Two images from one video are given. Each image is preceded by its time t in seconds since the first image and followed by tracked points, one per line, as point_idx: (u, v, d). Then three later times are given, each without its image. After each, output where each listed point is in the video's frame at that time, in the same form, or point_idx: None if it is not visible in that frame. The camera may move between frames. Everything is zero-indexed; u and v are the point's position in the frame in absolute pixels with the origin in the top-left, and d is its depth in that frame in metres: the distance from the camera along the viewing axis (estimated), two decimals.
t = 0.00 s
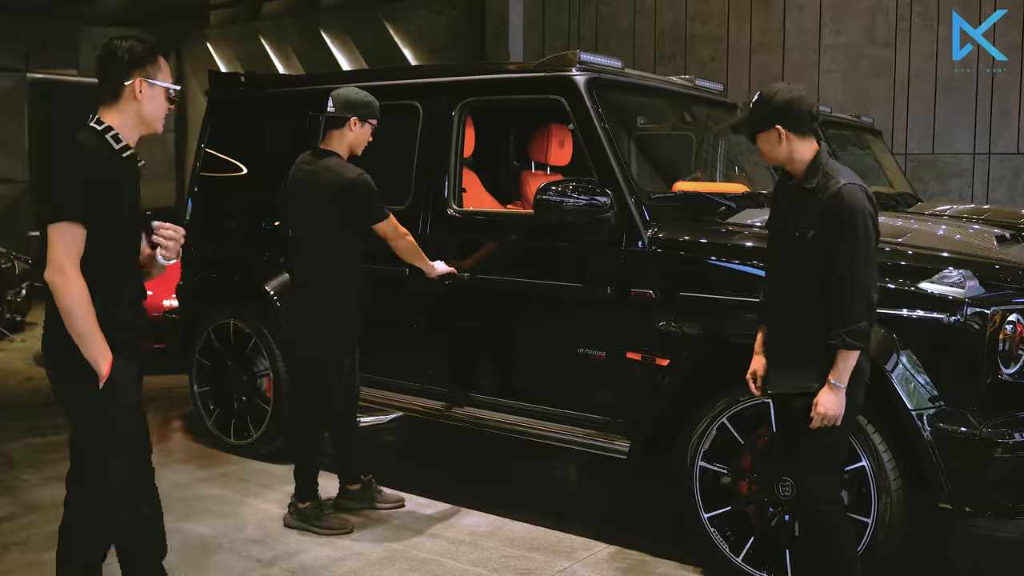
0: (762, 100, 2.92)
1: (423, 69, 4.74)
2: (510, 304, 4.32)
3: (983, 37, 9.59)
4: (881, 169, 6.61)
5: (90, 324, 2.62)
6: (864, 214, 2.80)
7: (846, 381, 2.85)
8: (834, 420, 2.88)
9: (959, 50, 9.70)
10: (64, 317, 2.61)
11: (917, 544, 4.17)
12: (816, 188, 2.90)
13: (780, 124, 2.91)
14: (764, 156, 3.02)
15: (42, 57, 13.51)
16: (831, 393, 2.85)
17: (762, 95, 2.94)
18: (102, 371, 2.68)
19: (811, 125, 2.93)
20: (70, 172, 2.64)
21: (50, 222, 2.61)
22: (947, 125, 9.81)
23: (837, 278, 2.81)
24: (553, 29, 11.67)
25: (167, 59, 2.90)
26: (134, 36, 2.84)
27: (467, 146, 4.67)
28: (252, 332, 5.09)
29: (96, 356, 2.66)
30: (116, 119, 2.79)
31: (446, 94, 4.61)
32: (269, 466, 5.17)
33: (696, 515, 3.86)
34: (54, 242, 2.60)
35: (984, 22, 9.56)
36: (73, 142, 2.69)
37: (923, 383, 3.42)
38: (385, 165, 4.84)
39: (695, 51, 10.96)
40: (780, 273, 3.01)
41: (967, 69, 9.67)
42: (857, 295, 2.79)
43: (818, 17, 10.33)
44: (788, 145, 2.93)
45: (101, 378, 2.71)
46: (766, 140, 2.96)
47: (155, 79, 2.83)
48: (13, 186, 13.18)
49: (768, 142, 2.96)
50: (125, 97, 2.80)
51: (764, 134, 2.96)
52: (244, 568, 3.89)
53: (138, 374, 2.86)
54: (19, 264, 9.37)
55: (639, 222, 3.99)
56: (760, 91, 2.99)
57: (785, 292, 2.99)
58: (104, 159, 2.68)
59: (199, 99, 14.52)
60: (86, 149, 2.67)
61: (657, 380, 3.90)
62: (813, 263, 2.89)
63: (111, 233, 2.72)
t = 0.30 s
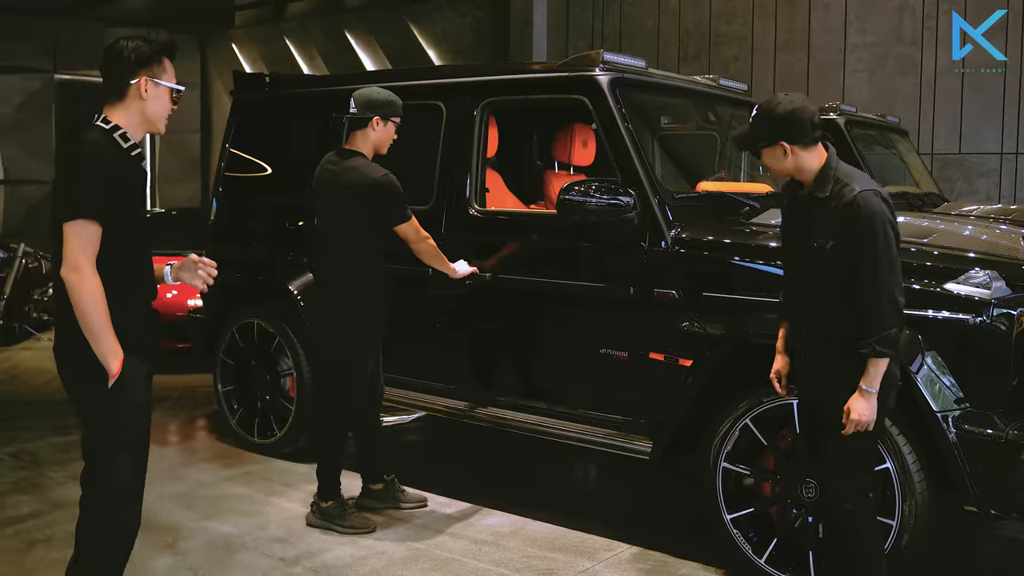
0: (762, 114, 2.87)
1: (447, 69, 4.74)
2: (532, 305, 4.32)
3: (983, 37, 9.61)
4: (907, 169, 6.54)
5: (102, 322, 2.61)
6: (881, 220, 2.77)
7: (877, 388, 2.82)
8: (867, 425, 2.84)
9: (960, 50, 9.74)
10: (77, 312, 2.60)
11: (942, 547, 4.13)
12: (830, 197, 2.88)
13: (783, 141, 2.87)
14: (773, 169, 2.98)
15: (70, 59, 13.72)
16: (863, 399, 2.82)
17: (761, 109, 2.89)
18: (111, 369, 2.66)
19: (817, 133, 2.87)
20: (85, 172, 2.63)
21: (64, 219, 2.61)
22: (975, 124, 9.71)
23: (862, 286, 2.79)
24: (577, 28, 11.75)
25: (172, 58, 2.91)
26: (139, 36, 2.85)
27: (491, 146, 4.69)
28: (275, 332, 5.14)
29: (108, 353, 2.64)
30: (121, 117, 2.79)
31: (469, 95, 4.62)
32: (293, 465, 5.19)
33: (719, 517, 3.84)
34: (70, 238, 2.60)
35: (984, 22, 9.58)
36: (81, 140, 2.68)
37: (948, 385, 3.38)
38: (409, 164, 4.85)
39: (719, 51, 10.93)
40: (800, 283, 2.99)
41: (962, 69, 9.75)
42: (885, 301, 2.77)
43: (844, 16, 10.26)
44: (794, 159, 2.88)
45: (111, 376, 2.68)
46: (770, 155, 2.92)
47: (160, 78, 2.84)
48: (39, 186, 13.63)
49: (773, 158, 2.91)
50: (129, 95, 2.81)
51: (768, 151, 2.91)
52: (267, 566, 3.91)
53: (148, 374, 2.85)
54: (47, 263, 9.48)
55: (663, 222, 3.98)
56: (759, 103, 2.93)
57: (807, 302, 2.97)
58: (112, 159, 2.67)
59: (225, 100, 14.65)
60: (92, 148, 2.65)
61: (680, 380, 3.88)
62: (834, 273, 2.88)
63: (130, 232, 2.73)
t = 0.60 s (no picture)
0: (772, 123, 2.89)
1: (463, 69, 4.76)
2: (548, 305, 4.33)
3: (983, 37, 9.65)
4: (925, 169, 6.50)
5: (112, 327, 2.57)
6: (897, 229, 2.77)
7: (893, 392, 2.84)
8: (885, 432, 2.86)
9: (959, 50, 9.78)
10: (87, 316, 2.56)
11: (961, 548, 4.12)
12: (843, 206, 2.88)
13: (793, 149, 2.89)
14: (782, 177, 3.00)
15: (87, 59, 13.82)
16: (881, 406, 2.83)
17: (771, 117, 2.91)
18: (120, 373, 2.62)
19: (827, 143, 2.90)
20: (88, 172, 2.57)
21: (74, 222, 2.56)
22: (994, 124, 9.65)
23: (879, 295, 2.78)
24: (594, 29, 11.63)
25: (168, 50, 2.83)
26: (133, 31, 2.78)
27: (508, 146, 4.74)
28: (292, 331, 5.16)
29: (117, 358, 2.60)
30: (121, 112, 2.71)
31: (486, 95, 4.63)
32: (309, 464, 5.21)
33: (735, 517, 3.83)
34: (81, 240, 2.55)
35: (984, 22, 9.62)
36: (84, 138, 2.62)
37: (966, 386, 3.37)
38: (425, 164, 4.86)
39: (736, 50, 10.90)
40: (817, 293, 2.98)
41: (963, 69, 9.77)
42: (904, 310, 2.75)
43: (861, 16, 10.23)
44: (804, 167, 2.91)
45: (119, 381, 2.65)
46: (781, 164, 2.94)
47: (158, 70, 2.75)
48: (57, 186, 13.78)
49: (784, 167, 2.94)
50: (127, 89, 2.73)
51: (778, 160, 2.93)
52: (283, 565, 3.92)
53: (161, 375, 2.83)
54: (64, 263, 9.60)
55: (679, 222, 3.97)
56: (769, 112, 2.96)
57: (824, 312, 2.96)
58: (116, 157, 2.61)
59: (242, 100, 14.77)
60: (93, 146, 2.59)
61: (696, 380, 3.87)
62: (851, 283, 2.87)
63: (145, 231, 2.71)
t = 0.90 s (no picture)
0: (783, 125, 2.89)
1: (472, 69, 4.77)
2: (558, 305, 4.33)
3: (983, 37, 9.65)
4: (935, 169, 6.52)
5: (126, 327, 2.58)
6: (907, 231, 2.76)
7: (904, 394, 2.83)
8: (895, 434, 2.85)
9: (959, 50, 9.80)
10: (101, 317, 2.57)
11: (972, 549, 4.11)
12: (853, 209, 2.87)
13: (803, 150, 2.89)
14: (791, 179, 3.00)
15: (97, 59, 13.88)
16: (889, 408, 2.82)
17: (782, 117, 2.91)
18: (137, 372, 2.64)
19: (837, 145, 2.90)
20: (100, 172, 2.58)
21: (84, 223, 2.56)
22: (1004, 125, 9.61)
23: (889, 298, 2.77)
24: (603, 28, 11.68)
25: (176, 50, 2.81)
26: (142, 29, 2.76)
27: (518, 147, 4.81)
28: (302, 331, 5.18)
29: (133, 357, 2.62)
30: (129, 113, 2.72)
31: (495, 95, 4.64)
32: (319, 464, 5.22)
33: (744, 517, 3.82)
34: (92, 241, 2.55)
35: (984, 22, 9.62)
36: (94, 139, 2.63)
37: (976, 387, 3.36)
38: (434, 164, 4.86)
39: (746, 50, 10.89)
40: (827, 296, 2.98)
41: (961, 69, 9.79)
42: (914, 313, 2.74)
43: (870, 16, 10.21)
44: (814, 168, 2.91)
45: (137, 379, 2.67)
46: (790, 165, 2.94)
47: (167, 71, 2.75)
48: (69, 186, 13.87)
49: (793, 168, 2.94)
50: (136, 90, 2.73)
51: (788, 160, 2.93)
52: (294, 564, 3.93)
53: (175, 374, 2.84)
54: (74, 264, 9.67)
55: (689, 223, 3.97)
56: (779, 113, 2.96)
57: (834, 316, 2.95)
58: (127, 158, 2.62)
59: (251, 99, 14.79)
60: (106, 147, 2.60)
61: (705, 381, 3.87)
62: (861, 286, 2.86)
63: (158, 231, 2.72)
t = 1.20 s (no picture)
0: (789, 125, 2.89)
1: (478, 70, 4.79)
2: (565, 304, 4.34)
3: (983, 37, 9.70)
4: (942, 169, 6.52)
5: (140, 328, 2.59)
6: (912, 232, 2.76)
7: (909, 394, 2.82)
8: (900, 434, 2.85)
9: (960, 50, 9.85)
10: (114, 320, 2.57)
11: (978, 550, 4.11)
12: (858, 209, 2.87)
13: (807, 150, 2.89)
14: (795, 177, 3.00)
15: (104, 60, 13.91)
16: (893, 409, 2.82)
17: (789, 116, 2.91)
18: (152, 372, 2.64)
19: (843, 146, 2.90)
20: (109, 175, 2.58)
21: (94, 226, 2.57)
22: (1011, 125, 9.60)
23: (895, 299, 2.77)
24: (609, 29, 11.68)
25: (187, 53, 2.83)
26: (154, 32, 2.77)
27: (525, 147, 4.80)
28: (309, 331, 5.19)
29: (147, 357, 2.62)
30: (141, 115, 2.72)
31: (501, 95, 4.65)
32: (325, 464, 5.23)
33: (751, 517, 3.82)
34: (103, 244, 2.56)
35: (984, 22, 9.67)
36: (103, 141, 2.64)
37: (983, 387, 3.36)
38: (441, 164, 4.87)
39: (752, 51, 10.89)
40: (832, 296, 2.98)
41: (965, 69, 9.82)
42: (919, 314, 2.74)
43: (877, 16, 10.21)
44: (818, 168, 2.91)
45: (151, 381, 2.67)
46: (794, 164, 2.95)
47: (178, 74, 2.76)
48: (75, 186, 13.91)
49: (797, 168, 2.95)
50: (147, 93, 2.73)
51: (793, 159, 2.94)
52: (301, 564, 3.93)
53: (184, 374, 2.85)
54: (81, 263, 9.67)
55: (696, 223, 3.97)
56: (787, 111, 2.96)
57: (840, 316, 2.95)
58: (137, 160, 2.63)
59: (257, 99, 14.84)
60: (116, 149, 2.61)
61: (712, 380, 3.87)
62: (866, 286, 2.87)
63: (167, 230, 2.73)
